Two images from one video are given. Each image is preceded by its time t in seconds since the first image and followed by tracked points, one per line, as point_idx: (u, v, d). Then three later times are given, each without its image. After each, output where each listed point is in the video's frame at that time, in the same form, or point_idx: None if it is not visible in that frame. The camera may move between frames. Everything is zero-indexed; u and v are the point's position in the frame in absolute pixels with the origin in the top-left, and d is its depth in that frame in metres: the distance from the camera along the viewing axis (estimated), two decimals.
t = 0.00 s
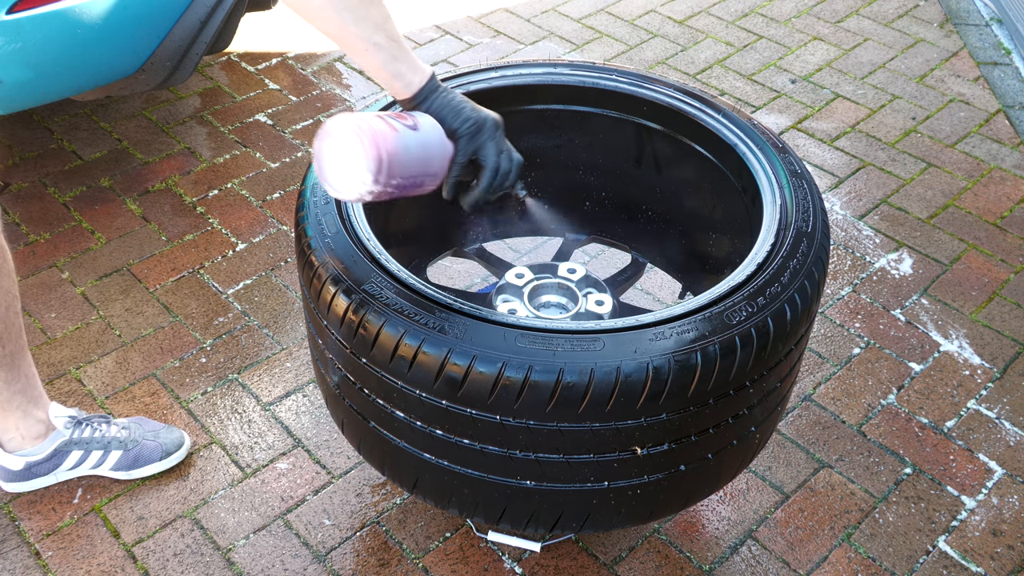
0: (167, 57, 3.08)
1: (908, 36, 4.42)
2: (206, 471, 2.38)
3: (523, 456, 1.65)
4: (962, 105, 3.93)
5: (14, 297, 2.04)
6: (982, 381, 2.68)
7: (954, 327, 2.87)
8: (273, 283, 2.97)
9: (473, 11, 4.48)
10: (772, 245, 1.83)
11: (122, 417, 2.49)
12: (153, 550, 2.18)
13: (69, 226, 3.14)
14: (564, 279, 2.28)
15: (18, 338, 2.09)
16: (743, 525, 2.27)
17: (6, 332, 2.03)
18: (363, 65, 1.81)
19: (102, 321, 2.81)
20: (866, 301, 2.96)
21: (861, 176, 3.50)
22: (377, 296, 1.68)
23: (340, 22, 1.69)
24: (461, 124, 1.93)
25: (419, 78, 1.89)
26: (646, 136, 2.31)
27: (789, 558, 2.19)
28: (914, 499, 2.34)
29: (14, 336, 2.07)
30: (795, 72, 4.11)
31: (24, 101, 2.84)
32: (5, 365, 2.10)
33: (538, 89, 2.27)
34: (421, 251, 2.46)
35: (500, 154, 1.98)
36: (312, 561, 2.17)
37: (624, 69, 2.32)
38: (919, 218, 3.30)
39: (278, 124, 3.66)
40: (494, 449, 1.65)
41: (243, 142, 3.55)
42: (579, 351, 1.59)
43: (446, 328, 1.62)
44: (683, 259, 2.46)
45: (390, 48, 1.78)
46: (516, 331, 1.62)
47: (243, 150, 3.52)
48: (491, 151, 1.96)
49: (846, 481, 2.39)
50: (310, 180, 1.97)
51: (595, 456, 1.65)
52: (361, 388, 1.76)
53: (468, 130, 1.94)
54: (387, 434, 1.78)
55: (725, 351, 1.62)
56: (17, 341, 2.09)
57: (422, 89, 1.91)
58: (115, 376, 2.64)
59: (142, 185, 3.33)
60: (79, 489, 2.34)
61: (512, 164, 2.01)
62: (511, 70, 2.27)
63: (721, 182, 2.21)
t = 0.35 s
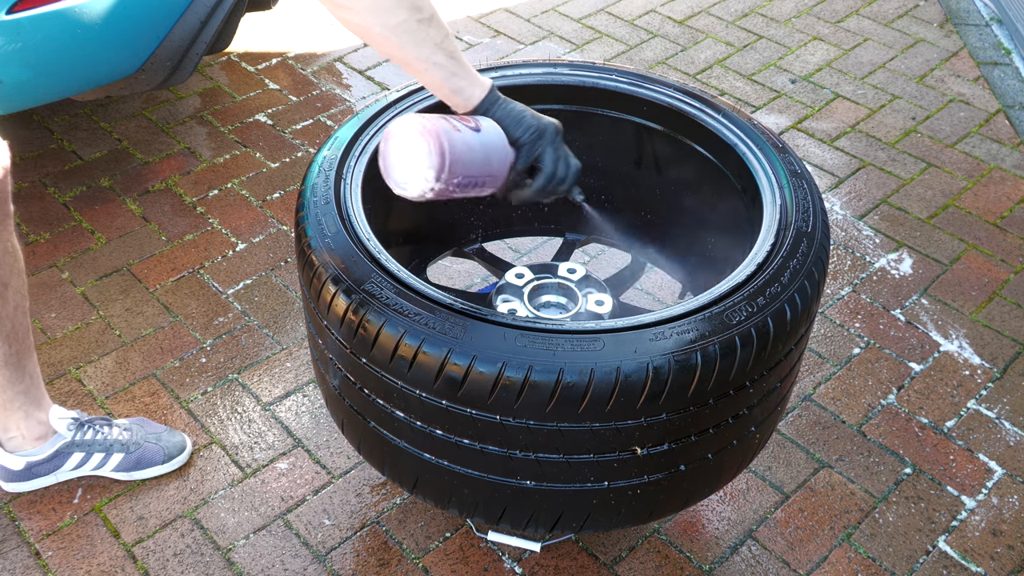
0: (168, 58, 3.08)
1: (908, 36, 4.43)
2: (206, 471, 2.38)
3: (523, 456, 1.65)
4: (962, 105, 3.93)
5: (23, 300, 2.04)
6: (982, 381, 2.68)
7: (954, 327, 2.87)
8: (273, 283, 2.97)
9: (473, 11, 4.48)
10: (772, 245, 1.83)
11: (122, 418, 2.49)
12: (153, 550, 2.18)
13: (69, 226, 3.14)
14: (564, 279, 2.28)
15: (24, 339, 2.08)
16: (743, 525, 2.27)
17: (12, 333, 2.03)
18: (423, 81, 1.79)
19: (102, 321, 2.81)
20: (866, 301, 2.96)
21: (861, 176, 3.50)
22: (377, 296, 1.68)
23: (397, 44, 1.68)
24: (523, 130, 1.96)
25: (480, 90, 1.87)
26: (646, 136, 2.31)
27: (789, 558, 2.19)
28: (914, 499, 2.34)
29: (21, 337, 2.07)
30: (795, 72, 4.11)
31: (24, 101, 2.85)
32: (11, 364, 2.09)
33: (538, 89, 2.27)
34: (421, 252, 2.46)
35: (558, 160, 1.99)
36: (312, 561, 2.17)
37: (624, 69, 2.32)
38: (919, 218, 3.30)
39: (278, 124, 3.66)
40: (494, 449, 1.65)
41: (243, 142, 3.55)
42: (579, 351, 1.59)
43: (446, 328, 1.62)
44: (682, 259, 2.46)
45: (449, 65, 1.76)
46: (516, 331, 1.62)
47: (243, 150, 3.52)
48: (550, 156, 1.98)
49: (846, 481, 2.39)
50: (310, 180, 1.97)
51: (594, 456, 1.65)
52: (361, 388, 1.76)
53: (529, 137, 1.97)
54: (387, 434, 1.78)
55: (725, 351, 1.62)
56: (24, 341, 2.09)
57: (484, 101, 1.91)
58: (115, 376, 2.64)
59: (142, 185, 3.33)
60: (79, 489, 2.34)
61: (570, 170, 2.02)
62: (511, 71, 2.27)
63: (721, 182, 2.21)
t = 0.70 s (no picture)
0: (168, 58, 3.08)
1: (908, 36, 4.43)
2: (206, 471, 2.38)
3: (523, 456, 1.65)
4: (961, 105, 3.93)
5: (33, 299, 2.04)
6: (982, 381, 2.68)
7: (954, 327, 2.87)
8: (273, 283, 2.97)
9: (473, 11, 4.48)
10: (772, 245, 1.83)
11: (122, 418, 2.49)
12: (153, 550, 2.18)
13: (69, 227, 3.14)
14: (564, 278, 2.28)
15: (31, 339, 2.08)
16: (743, 525, 2.27)
17: (20, 331, 2.03)
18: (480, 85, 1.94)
19: (102, 321, 2.80)
20: (866, 301, 2.96)
21: (861, 176, 3.50)
22: (378, 296, 1.68)
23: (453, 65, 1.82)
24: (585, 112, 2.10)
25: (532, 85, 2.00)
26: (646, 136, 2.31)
27: (789, 558, 2.19)
28: (914, 499, 2.34)
29: (27, 337, 2.06)
30: (795, 72, 4.11)
31: (24, 101, 2.83)
32: (18, 363, 2.09)
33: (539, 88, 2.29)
34: (421, 252, 2.46)
35: (621, 129, 2.17)
36: (312, 561, 2.17)
37: (624, 69, 2.33)
38: (919, 218, 3.30)
39: (278, 124, 3.66)
40: (494, 449, 1.65)
41: (243, 142, 3.55)
42: (579, 351, 1.59)
43: (447, 328, 1.62)
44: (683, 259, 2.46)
45: (498, 68, 1.91)
46: (516, 331, 1.62)
47: (243, 150, 3.52)
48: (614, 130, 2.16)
49: (846, 481, 2.39)
50: (310, 180, 1.97)
51: (594, 456, 1.65)
52: (361, 388, 1.76)
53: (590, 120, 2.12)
54: (387, 434, 1.78)
55: (725, 351, 1.62)
56: (30, 341, 2.08)
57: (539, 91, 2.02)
58: (115, 375, 2.64)
59: (142, 185, 3.33)
60: (79, 489, 2.34)
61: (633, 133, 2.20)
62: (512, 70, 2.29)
63: (721, 182, 2.21)
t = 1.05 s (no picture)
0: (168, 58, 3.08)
1: (908, 36, 4.43)
2: (206, 471, 2.38)
3: (523, 456, 1.65)
4: (962, 105, 3.93)
5: (37, 299, 2.04)
6: (982, 381, 2.68)
7: (954, 327, 2.87)
8: (273, 283, 2.97)
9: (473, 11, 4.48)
10: (772, 245, 1.83)
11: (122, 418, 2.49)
12: (153, 550, 2.18)
13: (69, 227, 3.14)
14: (564, 278, 2.28)
15: (34, 339, 2.08)
16: (743, 525, 2.27)
17: (23, 332, 2.03)
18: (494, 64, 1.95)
19: (102, 321, 2.81)
20: (866, 301, 2.96)
21: (861, 176, 3.50)
22: (378, 296, 1.68)
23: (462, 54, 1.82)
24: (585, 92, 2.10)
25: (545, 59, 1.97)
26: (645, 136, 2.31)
27: (789, 558, 2.19)
28: (914, 499, 2.34)
29: (30, 337, 2.06)
30: (795, 72, 4.11)
31: (26, 103, 2.84)
32: (21, 363, 2.09)
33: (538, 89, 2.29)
34: (421, 251, 2.45)
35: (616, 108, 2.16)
36: (312, 561, 2.17)
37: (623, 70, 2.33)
38: (919, 218, 3.30)
39: (278, 124, 3.66)
40: (494, 449, 1.65)
41: (243, 142, 3.55)
42: (579, 351, 1.59)
43: (447, 328, 1.62)
44: (683, 259, 2.46)
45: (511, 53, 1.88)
46: (516, 331, 1.62)
47: (243, 150, 3.52)
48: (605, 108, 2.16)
49: (846, 481, 2.39)
50: (310, 180, 1.97)
51: (595, 456, 1.65)
52: (361, 388, 1.76)
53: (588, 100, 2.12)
54: (386, 434, 1.78)
55: (725, 351, 1.62)
56: (34, 342, 2.08)
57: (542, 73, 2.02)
58: (115, 376, 2.64)
59: (142, 185, 3.34)
60: (79, 489, 2.34)
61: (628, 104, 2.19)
62: (511, 71, 2.29)
63: (721, 182, 2.20)
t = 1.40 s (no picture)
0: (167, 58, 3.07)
1: (908, 36, 4.43)
2: (206, 471, 2.38)
3: (523, 456, 1.65)
4: (962, 105, 3.93)
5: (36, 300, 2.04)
6: (982, 382, 2.68)
7: (954, 327, 2.87)
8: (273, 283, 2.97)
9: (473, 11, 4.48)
10: (772, 244, 1.83)
11: (124, 419, 2.49)
12: (153, 550, 2.18)
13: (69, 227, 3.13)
14: (564, 278, 2.28)
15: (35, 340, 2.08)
16: (743, 525, 2.27)
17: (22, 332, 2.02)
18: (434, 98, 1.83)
19: (102, 321, 2.80)
20: (866, 301, 2.96)
21: (861, 176, 3.50)
22: (378, 296, 1.68)
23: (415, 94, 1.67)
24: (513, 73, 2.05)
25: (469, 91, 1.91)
26: (646, 136, 2.31)
27: (789, 558, 2.19)
28: (914, 499, 2.34)
29: (31, 338, 2.05)
30: (795, 72, 4.11)
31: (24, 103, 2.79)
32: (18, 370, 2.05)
33: (538, 88, 2.29)
34: (421, 251, 2.45)
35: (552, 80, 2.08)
36: (312, 561, 2.17)
37: (624, 69, 2.33)
38: (919, 218, 3.30)
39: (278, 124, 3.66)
40: (494, 449, 1.65)
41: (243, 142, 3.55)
42: (579, 351, 1.59)
43: (447, 328, 1.62)
44: (683, 258, 2.46)
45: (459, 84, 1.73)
46: (516, 331, 1.62)
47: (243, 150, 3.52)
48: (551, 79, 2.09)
49: (846, 481, 2.39)
50: (310, 181, 1.97)
51: (594, 456, 1.65)
52: (362, 388, 1.76)
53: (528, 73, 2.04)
54: (386, 434, 1.78)
55: (725, 351, 1.62)
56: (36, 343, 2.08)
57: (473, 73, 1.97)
58: (115, 376, 2.64)
59: (142, 185, 3.34)
60: (79, 489, 2.32)
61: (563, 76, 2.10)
62: (510, 70, 2.29)
63: (721, 182, 2.20)
